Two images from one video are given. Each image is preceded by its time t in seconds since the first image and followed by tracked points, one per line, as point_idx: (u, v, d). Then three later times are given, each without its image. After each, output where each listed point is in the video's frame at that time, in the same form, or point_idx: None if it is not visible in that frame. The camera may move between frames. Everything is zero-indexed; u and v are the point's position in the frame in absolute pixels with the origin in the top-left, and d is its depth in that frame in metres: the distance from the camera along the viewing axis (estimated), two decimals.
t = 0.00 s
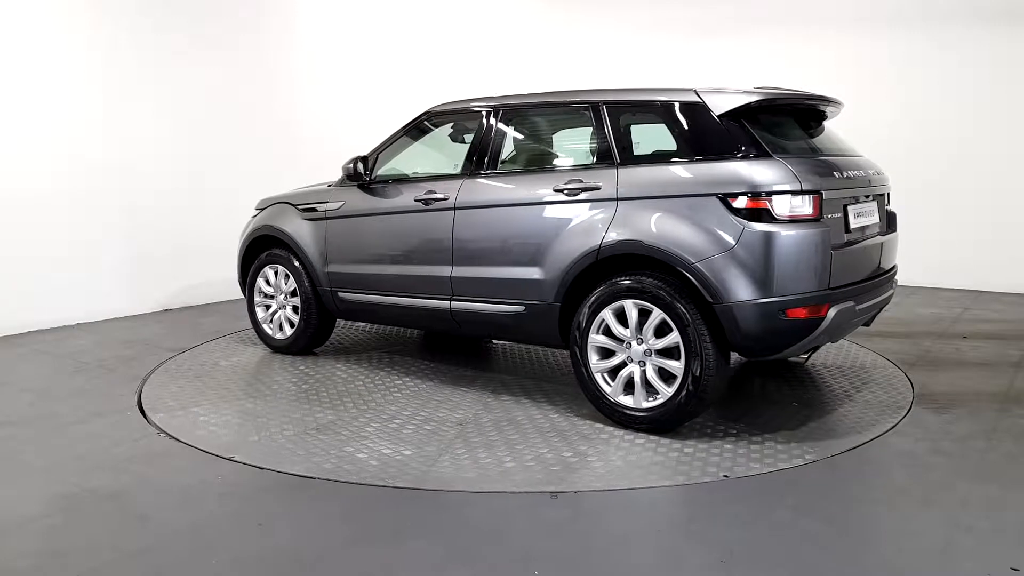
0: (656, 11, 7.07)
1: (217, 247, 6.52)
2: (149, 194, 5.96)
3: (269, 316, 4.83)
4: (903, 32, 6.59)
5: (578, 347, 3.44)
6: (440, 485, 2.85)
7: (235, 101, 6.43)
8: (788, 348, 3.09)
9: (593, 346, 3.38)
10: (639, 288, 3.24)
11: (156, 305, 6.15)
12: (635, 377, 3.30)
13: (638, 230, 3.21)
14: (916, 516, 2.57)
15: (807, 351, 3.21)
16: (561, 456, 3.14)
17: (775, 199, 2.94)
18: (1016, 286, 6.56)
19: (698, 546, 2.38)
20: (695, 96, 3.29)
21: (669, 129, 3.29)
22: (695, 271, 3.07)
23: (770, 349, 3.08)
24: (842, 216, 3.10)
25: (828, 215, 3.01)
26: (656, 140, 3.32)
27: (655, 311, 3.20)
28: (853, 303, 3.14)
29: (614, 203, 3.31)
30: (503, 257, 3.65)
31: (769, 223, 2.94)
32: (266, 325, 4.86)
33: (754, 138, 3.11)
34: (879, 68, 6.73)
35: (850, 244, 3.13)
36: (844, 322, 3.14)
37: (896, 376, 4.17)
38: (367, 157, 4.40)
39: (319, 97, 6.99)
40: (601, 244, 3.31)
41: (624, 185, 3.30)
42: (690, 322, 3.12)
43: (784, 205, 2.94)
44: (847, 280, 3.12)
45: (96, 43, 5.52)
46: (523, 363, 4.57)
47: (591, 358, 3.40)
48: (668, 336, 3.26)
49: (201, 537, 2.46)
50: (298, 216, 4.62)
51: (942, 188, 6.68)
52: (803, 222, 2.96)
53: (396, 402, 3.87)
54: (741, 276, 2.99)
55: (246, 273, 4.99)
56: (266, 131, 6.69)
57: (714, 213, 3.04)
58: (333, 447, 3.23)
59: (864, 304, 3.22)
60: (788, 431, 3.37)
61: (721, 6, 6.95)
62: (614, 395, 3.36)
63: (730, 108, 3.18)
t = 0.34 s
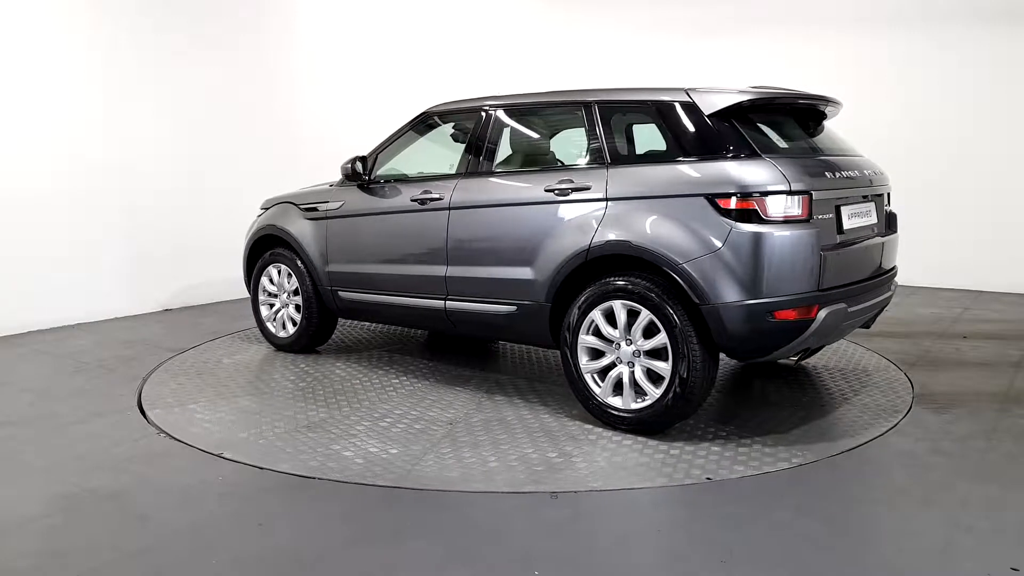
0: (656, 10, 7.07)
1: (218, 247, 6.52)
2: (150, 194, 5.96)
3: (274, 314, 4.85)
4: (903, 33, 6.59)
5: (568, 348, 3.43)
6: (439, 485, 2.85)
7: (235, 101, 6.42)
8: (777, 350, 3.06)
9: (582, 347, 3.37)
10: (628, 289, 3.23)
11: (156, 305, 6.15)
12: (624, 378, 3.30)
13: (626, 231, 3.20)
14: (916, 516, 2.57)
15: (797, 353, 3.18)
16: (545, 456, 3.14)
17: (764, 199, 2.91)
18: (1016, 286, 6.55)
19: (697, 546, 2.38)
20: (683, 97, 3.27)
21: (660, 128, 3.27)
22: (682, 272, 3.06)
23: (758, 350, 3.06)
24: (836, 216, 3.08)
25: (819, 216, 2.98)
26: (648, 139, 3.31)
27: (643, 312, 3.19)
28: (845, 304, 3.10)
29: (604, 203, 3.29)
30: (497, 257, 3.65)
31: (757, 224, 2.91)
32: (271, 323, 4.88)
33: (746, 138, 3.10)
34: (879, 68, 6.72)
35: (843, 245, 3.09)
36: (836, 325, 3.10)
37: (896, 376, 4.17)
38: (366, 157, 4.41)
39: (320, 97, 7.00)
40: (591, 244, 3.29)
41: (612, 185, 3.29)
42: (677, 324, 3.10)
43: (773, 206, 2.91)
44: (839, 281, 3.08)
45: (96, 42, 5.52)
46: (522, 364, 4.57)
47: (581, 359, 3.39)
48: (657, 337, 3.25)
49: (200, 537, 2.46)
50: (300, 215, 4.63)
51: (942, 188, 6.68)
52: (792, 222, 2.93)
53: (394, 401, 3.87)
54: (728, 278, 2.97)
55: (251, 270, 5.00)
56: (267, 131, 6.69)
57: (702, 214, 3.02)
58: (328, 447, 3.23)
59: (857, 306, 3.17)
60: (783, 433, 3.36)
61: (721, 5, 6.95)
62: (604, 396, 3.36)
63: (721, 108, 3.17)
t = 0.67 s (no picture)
0: (656, 10, 7.07)
1: (219, 247, 6.52)
2: (150, 194, 5.96)
3: (278, 312, 4.86)
4: (903, 33, 6.59)
5: (558, 348, 3.42)
6: (439, 485, 2.85)
7: (235, 101, 6.41)
8: (766, 352, 3.04)
9: (572, 347, 3.37)
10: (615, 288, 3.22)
11: (156, 305, 6.14)
12: (612, 379, 3.29)
13: (614, 231, 3.19)
14: (916, 516, 2.57)
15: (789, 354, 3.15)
16: (529, 456, 3.14)
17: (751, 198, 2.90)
18: (1016, 285, 6.55)
19: (697, 546, 2.38)
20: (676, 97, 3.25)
21: (652, 127, 3.26)
22: (669, 273, 3.05)
23: (747, 352, 3.04)
24: (830, 217, 3.06)
25: (809, 216, 2.95)
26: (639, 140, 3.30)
27: (631, 313, 3.17)
28: (836, 306, 3.07)
29: (593, 203, 3.29)
30: (491, 257, 3.65)
31: (745, 225, 2.90)
32: (276, 321, 4.89)
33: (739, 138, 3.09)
34: (879, 67, 6.72)
35: (837, 246, 3.07)
36: (827, 328, 3.07)
37: (896, 376, 4.16)
38: (366, 157, 4.41)
39: (320, 97, 7.00)
40: (580, 244, 3.29)
41: (602, 185, 3.28)
42: (663, 324, 3.09)
43: (760, 205, 2.89)
44: (830, 282, 3.05)
45: (96, 41, 5.53)
46: (522, 364, 4.56)
47: (571, 360, 3.39)
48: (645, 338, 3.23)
49: (200, 537, 2.46)
50: (302, 215, 4.64)
51: (942, 188, 6.68)
52: (779, 223, 2.90)
53: (394, 400, 3.87)
54: (714, 279, 2.96)
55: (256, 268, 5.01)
56: (268, 131, 6.69)
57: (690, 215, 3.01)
58: (317, 445, 3.24)
59: (851, 307, 3.14)
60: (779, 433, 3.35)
61: (721, 4, 6.94)
62: (593, 397, 3.35)
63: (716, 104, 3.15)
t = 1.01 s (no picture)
0: (656, 10, 7.08)
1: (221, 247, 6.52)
2: (150, 194, 5.96)
3: (282, 311, 4.87)
4: (903, 34, 6.59)
5: (548, 349, 3.42)
6: (438, 485, 2.85)
7: (235, 101, 6.41)
8: (754, 354, 3.01)
9: (562, 347, 3.36)
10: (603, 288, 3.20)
11: (156, 304, 6.14)
12: (601, 379, 3.29)
13: (601, 231, 3.18)
14: (917, 516, 2.57)
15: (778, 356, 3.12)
16: (513, 456, 3.14)
17: (738, 198, 2.88)
18: (1016, 285, 6.55)
19: (697, 546, 2.38)
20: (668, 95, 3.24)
21: (644, 128, 3.25)
22: (654, 273, 3.03)
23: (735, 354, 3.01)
24: (822, 217, 3.04)
25: (796, 216, 2.94)
26: (630, 140, 3.28)
27: (619, 313, 3.16)
28: (826, 308, 3.03)
29: (583, 203, 3.28)
30: (485, 257, 3.65)
31: (731, 226, 2.88)
32: (279, 320, 4.90)
33: (736, 138, 3.08)
34: (878, 67, 6.73)
35: (826, 246, 3.04)
36: (817, 331, 3.04)
37: (896, 376, 4.16)
38: (366, 157, 4.42)
39: (320, 97, 7.00)
40: (569, 244, 3.29)
41: (591, 185, 3.27)
42: (649, 325, 3.07)
43: (747, 206, 2.88)
44: (820, 284, 3.01)
45: (97, 41, 5.53)
46: (521, 364, 4.57)
47: (561, 360, 3.38)
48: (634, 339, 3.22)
49: (200, 537, 2.46)
50: (305, 215, 4.64)
51: (942, 188, 6.68)
52: (765, 223, 2.88)
53: (394, 400, 3.87)
54: (700, 280, 2.93)
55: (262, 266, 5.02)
56: (268, 131, 6.69)
57: (676, 215, 2.99)
58: (306, 444, 3.25)
59: (842, 310, 3.10)
60: (775, 433, 3.34)
61: (721, 4, 6.95)
62: (582, 397, 3.35)
63: (717, 100, 3.10)
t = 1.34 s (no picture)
0: (656, 10, 7.08)
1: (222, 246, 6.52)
2: (150, 194, 5.97)
3: (286, 309, 4.88)
4: (903, 34, 6.59)
5: (537, 349, 3.41)
6: (437, 485, 2.85)
7: (235, 101, 6.41)
8: (741, 356, 2.99)
9: (551, 347, 3.35)
10: (589, 288, 3.20)
11: (156, 304, 6.14)
12: (589, 380, 3.27)
13: (588, 232, 3.17)
14: (916, 516, 2.57)
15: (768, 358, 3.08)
16: (497, 455, 3.14)
17: (725, 198, 2.85)
18: (1016, 285, 6.55)
19: (696, 546, 2.38)
20: (654, 92, 3.22)
21: (633, 129, 3.23)
22: (640, 272, 3.01)
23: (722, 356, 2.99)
24: (812, 216, 3.00)
25: (785, 217, 2.90)
26: (619, 139, 3.27)
27: (606, 314, 3.15)
28: (815, 310, 2.99)
29: (572, 203, 3.27)
30: (478, 257, 3.65)
31: (718, 227, 2.85)
32: (284, 318, 4.92)
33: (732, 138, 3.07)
34: (878, 67, 6.73)
35: (818, 247, 3.00)
36: (807, 334, 2.99)
37: (896, 376, 4.16)
38: (366, 157, 4.42)
39: (319, 97, 7.00)
40: (558, 244, 3.28)
41: (579, 186, 3.26)
42: (634, 325, 3.06)
43: (733, 206, 2.85)
44: (808, 285, 2.97)
45: (96, 41, 5.52)
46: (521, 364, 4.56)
47: (550, 360, 3.37)
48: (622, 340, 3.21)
49: (200, 537, 2.46)
50: (307, 214, 4.65)
51: (942, 188, 6.68)
52: (753, 223, 2.86)
53: (394, 399, 3.87)
54: (685, 281, 2.91)
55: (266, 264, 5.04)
56: (268, 131, 6.68)
57: (661, 215, 2.97)
58: (303, 445, 3.24)
59: (833, 312, 3.06)
60: (775, 433, 3.34)
61: (721, 4, 6.95)
62: (571, 398, 3.33)
63: (711, 99, 3.06)
